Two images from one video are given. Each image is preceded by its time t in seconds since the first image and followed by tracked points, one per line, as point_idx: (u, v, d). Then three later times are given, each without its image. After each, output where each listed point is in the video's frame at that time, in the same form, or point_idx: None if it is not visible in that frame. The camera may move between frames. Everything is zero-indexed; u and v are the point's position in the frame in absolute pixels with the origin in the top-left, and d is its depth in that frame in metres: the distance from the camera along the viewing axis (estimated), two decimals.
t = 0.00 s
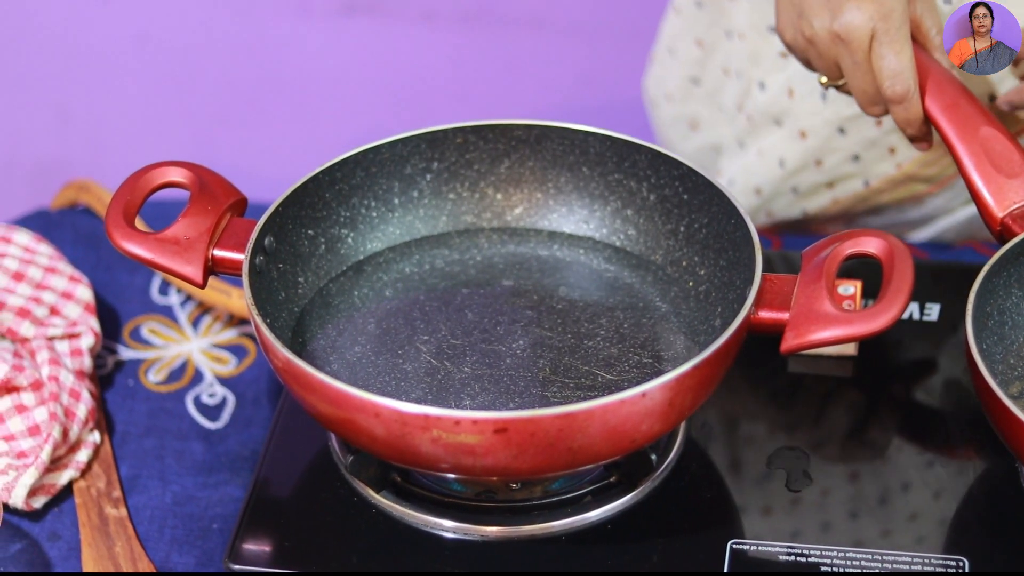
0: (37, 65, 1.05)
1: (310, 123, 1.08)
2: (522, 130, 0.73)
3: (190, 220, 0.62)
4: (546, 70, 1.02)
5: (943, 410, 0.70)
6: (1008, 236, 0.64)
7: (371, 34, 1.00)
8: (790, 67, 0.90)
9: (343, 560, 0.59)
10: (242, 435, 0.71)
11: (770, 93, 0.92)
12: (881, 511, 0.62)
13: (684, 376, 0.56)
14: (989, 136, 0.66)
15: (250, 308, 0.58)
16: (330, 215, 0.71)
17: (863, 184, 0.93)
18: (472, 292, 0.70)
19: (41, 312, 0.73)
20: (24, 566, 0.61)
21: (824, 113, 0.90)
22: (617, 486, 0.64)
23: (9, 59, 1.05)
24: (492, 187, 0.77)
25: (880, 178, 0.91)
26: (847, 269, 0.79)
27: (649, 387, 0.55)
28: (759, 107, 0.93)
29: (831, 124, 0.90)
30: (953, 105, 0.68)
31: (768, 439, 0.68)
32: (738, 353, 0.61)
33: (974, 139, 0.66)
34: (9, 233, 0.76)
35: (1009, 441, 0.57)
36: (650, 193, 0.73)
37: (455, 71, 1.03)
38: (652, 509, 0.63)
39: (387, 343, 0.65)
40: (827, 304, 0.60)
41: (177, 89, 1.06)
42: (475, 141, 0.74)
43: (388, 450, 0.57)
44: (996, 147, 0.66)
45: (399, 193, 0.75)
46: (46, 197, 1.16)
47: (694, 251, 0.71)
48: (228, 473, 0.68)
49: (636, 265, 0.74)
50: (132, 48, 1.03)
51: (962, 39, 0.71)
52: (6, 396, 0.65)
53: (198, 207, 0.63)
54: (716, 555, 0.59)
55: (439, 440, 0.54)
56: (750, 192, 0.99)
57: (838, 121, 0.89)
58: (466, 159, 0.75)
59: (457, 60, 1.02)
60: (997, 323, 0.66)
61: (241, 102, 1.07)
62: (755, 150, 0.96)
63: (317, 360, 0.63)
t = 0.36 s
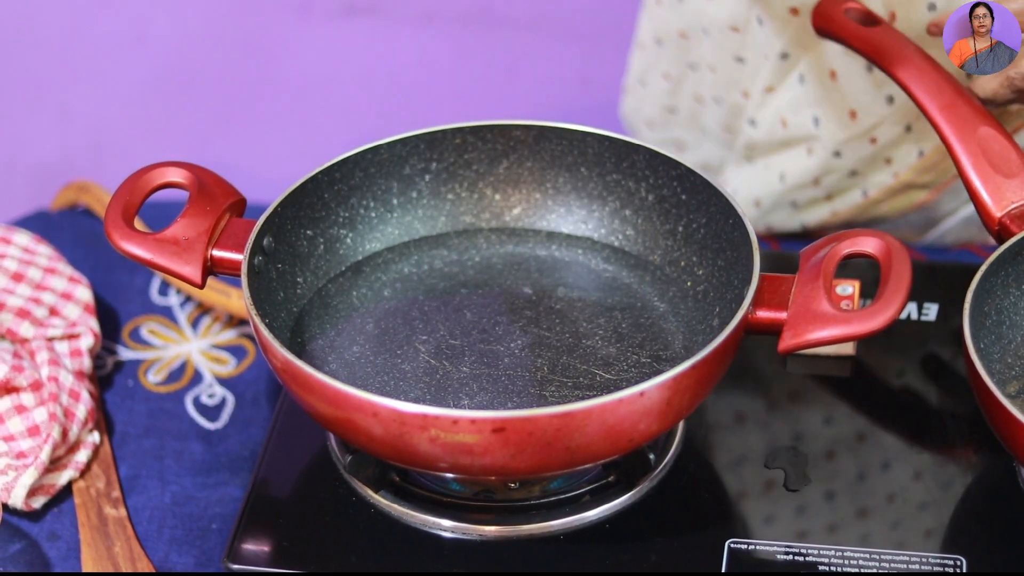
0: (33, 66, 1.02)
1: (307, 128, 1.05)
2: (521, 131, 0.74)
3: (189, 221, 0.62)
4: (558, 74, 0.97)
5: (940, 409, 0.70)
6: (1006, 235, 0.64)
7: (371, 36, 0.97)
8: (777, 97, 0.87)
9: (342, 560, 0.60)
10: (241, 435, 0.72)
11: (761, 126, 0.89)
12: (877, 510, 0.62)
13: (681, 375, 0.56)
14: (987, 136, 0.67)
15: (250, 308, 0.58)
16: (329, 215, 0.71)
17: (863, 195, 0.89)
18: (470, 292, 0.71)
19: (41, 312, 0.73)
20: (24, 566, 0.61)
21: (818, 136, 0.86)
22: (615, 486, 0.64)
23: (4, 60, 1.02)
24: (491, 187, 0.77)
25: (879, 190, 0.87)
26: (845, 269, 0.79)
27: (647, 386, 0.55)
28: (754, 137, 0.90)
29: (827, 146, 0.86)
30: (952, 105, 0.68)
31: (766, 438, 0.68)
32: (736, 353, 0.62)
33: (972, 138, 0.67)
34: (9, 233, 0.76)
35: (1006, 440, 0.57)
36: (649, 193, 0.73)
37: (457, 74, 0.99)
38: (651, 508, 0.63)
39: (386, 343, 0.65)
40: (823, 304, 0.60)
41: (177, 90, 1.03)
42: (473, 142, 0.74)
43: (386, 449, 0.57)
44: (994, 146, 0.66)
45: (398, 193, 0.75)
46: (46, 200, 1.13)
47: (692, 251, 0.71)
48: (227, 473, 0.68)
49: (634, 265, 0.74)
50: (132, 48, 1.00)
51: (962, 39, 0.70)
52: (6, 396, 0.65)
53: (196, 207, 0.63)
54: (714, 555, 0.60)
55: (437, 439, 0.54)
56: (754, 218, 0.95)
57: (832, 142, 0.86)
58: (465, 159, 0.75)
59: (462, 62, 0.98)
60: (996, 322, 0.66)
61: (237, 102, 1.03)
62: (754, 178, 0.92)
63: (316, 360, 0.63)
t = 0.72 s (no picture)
0: (27, 69, 1.02)
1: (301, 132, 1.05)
2: (511, 132, 0.74)
3: (180, 222, 0.62)
4: (550, 76, 0.98)
5: (929, 407, 0.70)
6: (996, 234, 0.65)
7: (365, 39, 0.97)
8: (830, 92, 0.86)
9: (333, 560, 0.60)
10: (234, 437, 0.72)
11: (811, 120, 0.88)
12: (867, 508, 0.62)
13: (671, 374, 0.56)
14: (976, 135, 0.67)
15: (240, 309, 0.58)
16: (320, 216, 0.71)
17: (909, 194, 0.89)
18: (461, 293, 0.71)
19: (33, 315, 0.73)
20: (16, 567, 0.61)
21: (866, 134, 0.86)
22: (605, 485, 0.64)
23: None
24: (481, 188, 0.77)
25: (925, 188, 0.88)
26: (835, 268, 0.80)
27: (637, 385, 0.55)
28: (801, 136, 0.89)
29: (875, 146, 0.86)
30: (942, 106, 0.68)
31: (757, 437, 0.68)
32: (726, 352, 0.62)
33: (961, 138, 0.67)
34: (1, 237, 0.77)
35: (995, 438, 0.58)
36: (639, 193, 0.73)
37: (450, 77, 1.00)
38: (641, 507, 0.63)
39: (378, 344, 0.66)
40: (813, 303, 0.60)
41: (171, 94, 1.03)
42: (464, 143, 0.74)
43: (377, 449, 0.57)
44: (983, 146, 0.67)
45: (388, 194, 0.75)
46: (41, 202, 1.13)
47: (682, 250, 0.71)
48: (219, 474, 0.69)
49: (625, 264, 0.74)
50: (126, 52, 1.00)
51: (962, 39, 0.67)
52: None
53: (187, 209, 0.63)
54: (705, 554, 0.60)
55: (428, 439, 0.55)
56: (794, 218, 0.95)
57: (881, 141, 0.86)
58: (455, 160, 0.75)
59: (455, 64, 0.98)
60: (985, 321, 0.66)
61: (231, 105, 1.03)
62: (796, 179, 0.92)
63: (307, 360, 0.63)
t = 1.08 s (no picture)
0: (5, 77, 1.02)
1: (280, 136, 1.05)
2: (485, 135, 0.74)
3: (154, 228, 0.62)
4: (530, 79, 0.98)
5: (905, 406, 0.71)
6: (968, 234, 0.65)
7: (346, 42, 0.97)
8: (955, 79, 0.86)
9: (311, 563, 0.60)
10: (212, 442, 0.72)
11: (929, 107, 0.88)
12: (843, 507, 0.63)
13: (647, 375, 0.56)
14: (948, 136, 0.68)
15: (217, 314, 0.58)
16: (295, 221, 0.71)
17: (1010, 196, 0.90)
18: (437, 296, 0.71)
19: (10, 322, 0.73)
20: None
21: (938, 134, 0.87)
22: (583, 487, 0.64)
23: None
24: (456, 192, 0.77)
25: None
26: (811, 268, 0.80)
27: (612, 387, 0.56)
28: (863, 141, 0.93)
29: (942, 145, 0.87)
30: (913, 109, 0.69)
31: (733, 438, 0.68)
32: (701, 353, 0.62)
33: (933, 139, 0.68)
34: None
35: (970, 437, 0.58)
36: (613, 195, 0.73)
37: (430, 81, 0.99)
38: (619, 509, 0.63)
39: (355, 348, 0.66)
40: (787, 304, 0.61)
41: (152, 101, 1.02)
42: (438, 146, 0.74)
43: (354, 452, 0.58)
44: (954, 146, 0.67)
45: (363, 199, 0.75)
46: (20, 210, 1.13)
47: (658, 252, 0.71)
48: (199, 479, 0.69)
49: (601, 267, 0.75)
50: (106, 59, 1.00)
51: (962, 39, 0.68)
52: None
53: (162, 215, 0.64)
54: (681, 555, 0.60)
55: (404, 441, 0.55)
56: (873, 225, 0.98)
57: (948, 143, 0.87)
58: (429, 164, 0.75)
59: (435, 68, 0.98)
60: (959, 320, 0.67)
61: (210, 111, 1.03)
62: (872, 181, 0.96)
63: (283, 365, 0.63)
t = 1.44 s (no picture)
0: (26, 72, 1.02)
1: (297, 136, 1.05)
2: (509, 134, 0.74)
3: (179, 225, 0.63)
4: (549, 78, 0.98)
5: (926, 409, 0.70)
6: (991, 237, 0.65)
7: (364, 42, 0.97)
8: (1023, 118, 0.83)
9: (333, 561, 0.60)
10: (233, 439, 0.72)
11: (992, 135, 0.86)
12: (866, 509, 0.63)
13: (670, 375, 0.56)
14: (971, 139, 0.68)
15: (240, 311, 0.59)
16: (318, 219, 0.71)
17: None
18: (460, 295, 0.71)
19: (33, 318, 0.74)
20: (16, 569, 0.61)
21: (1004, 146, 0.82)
22: (605, 487, 0.64)
23: None
24: (479, 191, 0.77)
25: None
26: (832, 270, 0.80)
27: (635, 387, 0.56)
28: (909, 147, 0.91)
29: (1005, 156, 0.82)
30: (937, 111, 0.70)
31: (755, 439, 0.68)
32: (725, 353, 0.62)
33: (956, 142, 0.68)
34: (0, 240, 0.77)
35: (992, 440, 0.58)
36: (636, 196, 0.73)
37: (448, 80, 0.99)
38: (641, 509, 0.63)
39: (377, 346, 0.66)
40: (811, 304, 0.61)
41: (170, 98, 1.03)
42: (462, 145, 0.74)
43: (376, 450, 0.58)
44: (978, 149, 0.67)
45: (387, 197, 0.75)
46: (38, 206, 1.13)
47: (681, 253, 0.71)
48: (219, 476, 0.69)
49: (623, 267, 0.75)
50: (125, 56, 1.00)
51: (962, 39, 0.62)
52: None
53: (187, 211, 0.64)
54: (703, 555, 0.60)
55: (427, 440, 0.55)
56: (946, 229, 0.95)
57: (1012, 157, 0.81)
58: (453, 163, 0.75)
59: (453, 68, 0.98)
60: (982, 323, 0.67)
61: (229, 109, 1.03)
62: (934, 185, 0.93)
63: (307, 362, 0.63)
